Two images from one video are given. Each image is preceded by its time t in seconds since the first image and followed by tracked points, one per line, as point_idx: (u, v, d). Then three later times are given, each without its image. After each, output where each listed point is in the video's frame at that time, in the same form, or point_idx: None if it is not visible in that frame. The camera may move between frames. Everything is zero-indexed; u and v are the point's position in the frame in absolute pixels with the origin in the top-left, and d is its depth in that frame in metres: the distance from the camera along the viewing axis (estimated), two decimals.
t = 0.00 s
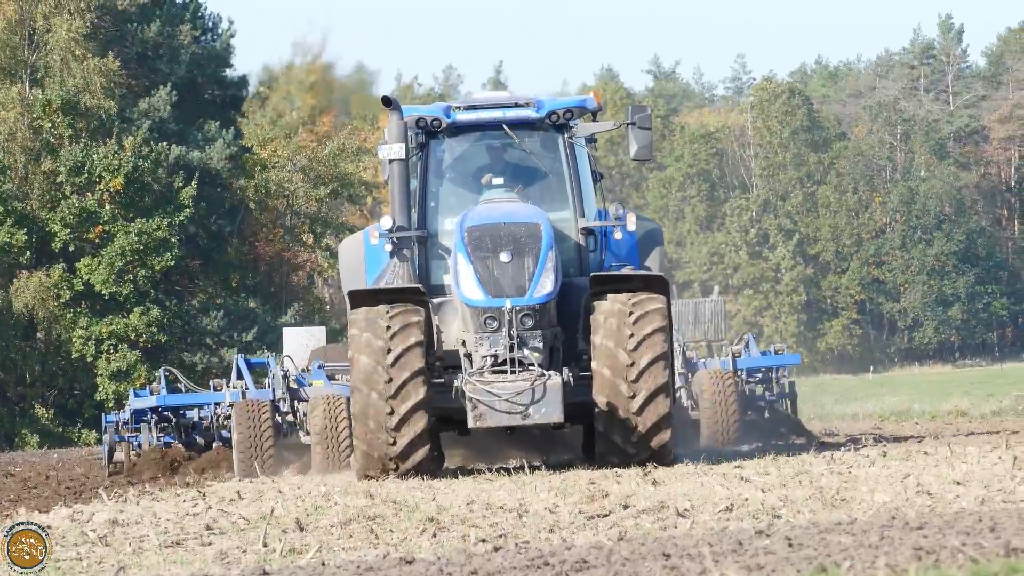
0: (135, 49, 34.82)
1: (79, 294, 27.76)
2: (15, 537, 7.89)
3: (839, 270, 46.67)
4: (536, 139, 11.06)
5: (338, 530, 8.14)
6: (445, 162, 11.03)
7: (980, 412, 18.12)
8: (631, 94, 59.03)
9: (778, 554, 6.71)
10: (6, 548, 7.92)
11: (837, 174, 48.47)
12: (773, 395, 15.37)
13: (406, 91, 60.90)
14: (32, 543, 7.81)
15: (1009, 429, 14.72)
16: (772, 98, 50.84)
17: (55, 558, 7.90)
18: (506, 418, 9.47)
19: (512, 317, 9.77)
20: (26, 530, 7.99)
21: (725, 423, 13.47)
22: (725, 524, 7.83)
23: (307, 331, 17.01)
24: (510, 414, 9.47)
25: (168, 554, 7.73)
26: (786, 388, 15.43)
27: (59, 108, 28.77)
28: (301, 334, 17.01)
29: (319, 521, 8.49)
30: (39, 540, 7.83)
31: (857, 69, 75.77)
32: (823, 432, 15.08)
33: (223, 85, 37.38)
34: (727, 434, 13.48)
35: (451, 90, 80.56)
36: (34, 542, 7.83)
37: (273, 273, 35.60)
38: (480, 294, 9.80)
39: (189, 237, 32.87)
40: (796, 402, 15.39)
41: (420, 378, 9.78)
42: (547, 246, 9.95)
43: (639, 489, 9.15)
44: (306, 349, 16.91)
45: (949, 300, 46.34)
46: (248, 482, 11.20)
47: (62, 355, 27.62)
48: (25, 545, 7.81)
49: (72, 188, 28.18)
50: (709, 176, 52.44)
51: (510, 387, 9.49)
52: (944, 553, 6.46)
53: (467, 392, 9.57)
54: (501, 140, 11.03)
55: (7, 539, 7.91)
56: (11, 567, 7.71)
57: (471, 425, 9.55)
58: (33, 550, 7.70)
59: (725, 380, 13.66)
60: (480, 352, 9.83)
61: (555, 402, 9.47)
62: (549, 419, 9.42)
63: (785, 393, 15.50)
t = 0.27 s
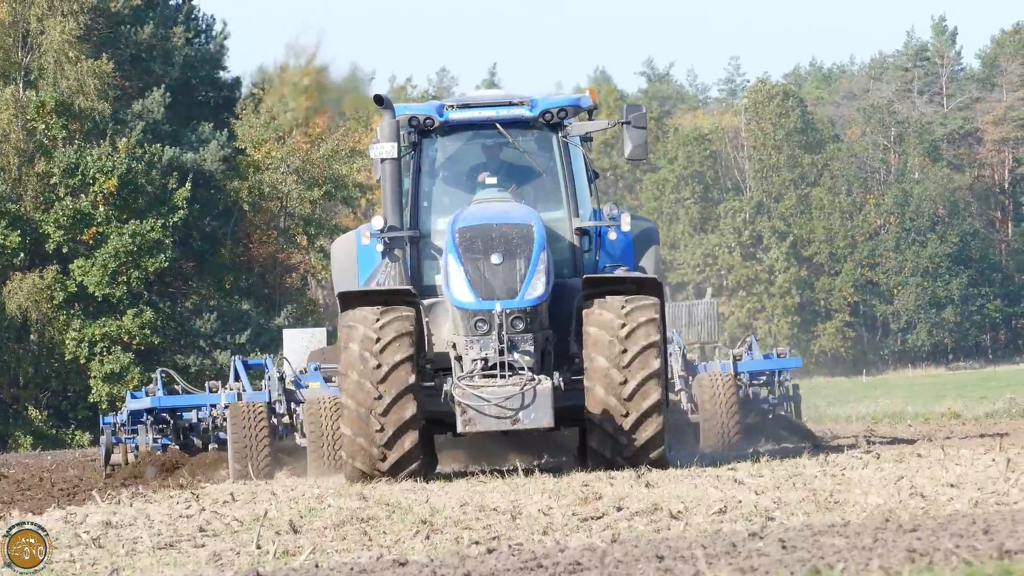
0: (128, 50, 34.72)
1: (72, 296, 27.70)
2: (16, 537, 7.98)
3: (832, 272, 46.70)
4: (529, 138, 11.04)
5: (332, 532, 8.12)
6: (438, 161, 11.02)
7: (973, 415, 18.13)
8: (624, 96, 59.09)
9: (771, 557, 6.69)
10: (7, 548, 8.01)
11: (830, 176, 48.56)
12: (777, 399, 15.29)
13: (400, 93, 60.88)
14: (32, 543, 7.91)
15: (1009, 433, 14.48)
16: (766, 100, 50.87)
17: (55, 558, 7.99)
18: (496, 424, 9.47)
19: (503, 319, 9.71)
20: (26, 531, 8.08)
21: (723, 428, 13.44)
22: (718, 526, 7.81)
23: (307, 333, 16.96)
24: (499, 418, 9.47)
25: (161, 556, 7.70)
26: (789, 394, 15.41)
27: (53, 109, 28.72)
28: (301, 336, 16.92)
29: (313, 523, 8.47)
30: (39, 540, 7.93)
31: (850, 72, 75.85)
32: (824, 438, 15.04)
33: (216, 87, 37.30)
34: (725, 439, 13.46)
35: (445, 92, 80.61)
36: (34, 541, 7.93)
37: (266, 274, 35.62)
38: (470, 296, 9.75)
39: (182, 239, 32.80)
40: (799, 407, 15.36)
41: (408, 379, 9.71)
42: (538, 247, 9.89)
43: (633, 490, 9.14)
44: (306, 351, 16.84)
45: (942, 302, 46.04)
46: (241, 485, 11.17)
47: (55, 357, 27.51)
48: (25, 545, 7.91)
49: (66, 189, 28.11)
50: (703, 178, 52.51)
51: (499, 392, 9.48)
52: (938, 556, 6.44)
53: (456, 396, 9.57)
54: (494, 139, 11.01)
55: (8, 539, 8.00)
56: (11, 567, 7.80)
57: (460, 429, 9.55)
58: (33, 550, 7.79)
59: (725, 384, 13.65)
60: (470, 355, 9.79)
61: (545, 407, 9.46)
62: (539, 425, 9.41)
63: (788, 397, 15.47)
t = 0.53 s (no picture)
0: (125, 52, 34.64)
1: (70, 296, 27.70)
2: (16, 537, 7.87)
3: (829, 273, 46.74)
4: (527, 138, 11.05)
5: (329, 533, 8.11)
6: (435, 161, 11.02)
7: (970, 416, 18.13)
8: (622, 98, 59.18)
9: (768, 558, 6.69)
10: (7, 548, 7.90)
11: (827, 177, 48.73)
12: (779, 400, 15.26)
13: (398, 94, 60.96)
14: (32, 543, 7.78)
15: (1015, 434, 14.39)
16: (763, 101, 50.93)
17: (56, 558, 7.88)
18: (490, 424, 9.36)
19: (498, 320, 9.66)
20: (27, 530, 7.97)
21: (726, 426, 13.41)
22: (715, 528, 7.81)
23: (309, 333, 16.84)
24: (493, 419, 9.37)
25: (158, 557, 7.69)
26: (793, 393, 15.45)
27: (49, 110, 28.88)
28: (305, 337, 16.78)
29: (310, 524, 8.47)
30: (39, 540, 7.80)
31: (847, 73, 75.90)
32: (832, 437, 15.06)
33: (213, 87, 37.27)
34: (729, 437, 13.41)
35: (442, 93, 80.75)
36: (34, 541, 7.80)
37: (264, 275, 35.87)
38: (465, 296, 9.70)
39: (179, 240, 32.76)
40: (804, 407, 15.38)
41: (404, 379, 9.68)
42: (534, 248, 9.86)
43: (630, 492, 9.14)
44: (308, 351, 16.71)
45: (940, 303, 46.01)
46: (237, 486, 11.16)
47: (53, 357, 27.50)
48: (25, 545, 7.79)
49: (62, 190, 28.11)
50: (699, 179, 52.65)
51: (494, 392, 9.39)
52: (934, 557, 6.44)
53: (450, 397, 9.47)
54: (491, 138, 11.01)
55: (8, 538, 7.89)
56: (11, 568, 7.68)
57: (454, 431, 9.44)
58: (33, 550, 7.67)
59: (725, 383, 13.66)
60: (465, 356, 9.71)
61: (540, 408, 9.36)
62: (533, 426, 9.31)
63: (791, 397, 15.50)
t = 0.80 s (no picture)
0: (126, 54, 34.59)
1: (71, 298, 27.71)
2: (16, 537, 7.96)
3: (830, 276, 46.74)
4: (527, 137, 11.05)
5: (330, 535, 8.12)
6: (434, 160, 11.02)
7: (971, 417, 18.13)
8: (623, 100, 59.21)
9: (769, 560, 6.69)
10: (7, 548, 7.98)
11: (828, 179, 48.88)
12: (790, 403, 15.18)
13: (399, 96, 61.00)
14: (32, 543, 7.89)
15: (1021, 437, 14.33)
16: (764, 103, 50.94)
17: (56, 558, 7.95)
18: (490, 424, 9.35)
19: (499, 320, 9.63)
20: (27, 531, 8.04)
21: (731, 430, 13.42)
22: (716, 529, 7.81)
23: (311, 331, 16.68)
24: (494, 420, 9.36)
25: (159, 559, 7.70)
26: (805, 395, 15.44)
27: (50, 112, 28.94)
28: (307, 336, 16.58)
29: (311, 526, 8.47)
30: (39, 540, 7.91)
31: (848, 76, 75.94)
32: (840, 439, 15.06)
33: (214, 89, 37.29)
34: (734, 442, 13.41)
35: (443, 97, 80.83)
36: (35, 541, 7.91)
37: (265, 277, 35.91)
38: (465, 296, 9.65)
39: (181, 243, 32.74)
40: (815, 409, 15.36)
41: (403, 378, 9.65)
42: (534, 247, 9.82)
43: (632, 494, 9.14)
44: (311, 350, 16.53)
45: (941, 305, 46.03)
46: (239, 488, 11.16)
47: (53, 359, 27.51)
48: (25, 544, 7.89)
49: (64, 193, 28.14)
50: (700, 181, 52.73)
51: (494, 393, 9.37)
52: (935, 559, 6.44)
53: (449, 398, 9.45)
54: (492, 137, 11.01)
55: (7, 538, 7.97)
56: (12, 566, 7.80)
57: (454, 431, 9.45)
58: (34, 550, 7.78)
59: (731, 386, 13.65)
60: (465, 356, 9.69)
61: (540, 408, 9.35)
62: (533, 426, 9.30)
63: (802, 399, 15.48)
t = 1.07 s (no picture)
0: (130, 55, 34.60)
1: (74, 300, 27.74)
2: (16, 537, 7.97)
3: (833, 278, 46.74)
4: (530, 136, 11.04)
5: (334, 537, 8.12)
6: (437, 160, 11.02)
7: (974, 420, 18.11)
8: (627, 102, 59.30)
9: (773, 562, 6.69)
10: (8, 548, 8.00)
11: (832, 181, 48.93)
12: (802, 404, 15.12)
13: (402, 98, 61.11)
14: (32, 543, 7.90)
15: None
16: (768, 105, 50.99)
17: (57, 559, 7.98)
18: (493, 426, 9.33)
19: (502, 321, 9.64)
20: (27, 531, 8.07)
21: (739, 433, 13.38)
22: (719, 531, 7.82)
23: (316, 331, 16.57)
24: (496, 422, 9.34)
25: (162, 561, 7.71)
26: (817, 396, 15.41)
27: (54, 114, 28.98)
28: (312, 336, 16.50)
29: (314, 527, 8.47)
30: (39, 540, 7.92)
31: (852, 77, 75.97)
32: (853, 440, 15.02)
33: (218, 91, 37.34)
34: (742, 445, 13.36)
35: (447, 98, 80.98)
36: (35, 541, 7.92)
37: (268, 279, 35.92)
38: (467, 297, 9.67)
39: (184, 244, 32.74)
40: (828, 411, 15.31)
41: (404, 380, 9.62)
42: (537, 247, 9.83)
43: (635, 496, 9.13)
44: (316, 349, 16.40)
45: (944, 307, 45.85)
46: (242, 490, 11.16)
47: (57, 361, 27.57)
48: (25, 545, 7.90)
49: (67, 194, 28.19)
50: (704, 183, 52.78)
51: (496, 395, 9.36)
52: (938, 561, 6.43)
53: (451, 400, 9.44)
54: (495, 136, 11.00)
55: (8, 539, 7.99)
56: (12, 567, 7.81)
57: (456, 433, 9.41)
58: (34, 550, 7.79)
59: (739, 388, 13.63)
60: (468, 357, 9.68)
61: (543, 410, 9.32)
62: (536, 428, 9.26)
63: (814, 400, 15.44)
